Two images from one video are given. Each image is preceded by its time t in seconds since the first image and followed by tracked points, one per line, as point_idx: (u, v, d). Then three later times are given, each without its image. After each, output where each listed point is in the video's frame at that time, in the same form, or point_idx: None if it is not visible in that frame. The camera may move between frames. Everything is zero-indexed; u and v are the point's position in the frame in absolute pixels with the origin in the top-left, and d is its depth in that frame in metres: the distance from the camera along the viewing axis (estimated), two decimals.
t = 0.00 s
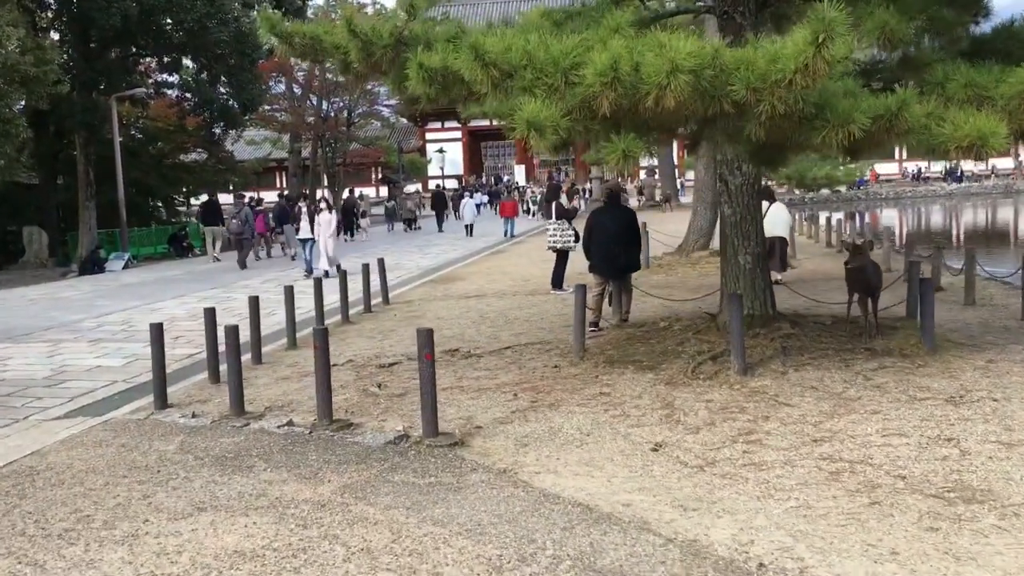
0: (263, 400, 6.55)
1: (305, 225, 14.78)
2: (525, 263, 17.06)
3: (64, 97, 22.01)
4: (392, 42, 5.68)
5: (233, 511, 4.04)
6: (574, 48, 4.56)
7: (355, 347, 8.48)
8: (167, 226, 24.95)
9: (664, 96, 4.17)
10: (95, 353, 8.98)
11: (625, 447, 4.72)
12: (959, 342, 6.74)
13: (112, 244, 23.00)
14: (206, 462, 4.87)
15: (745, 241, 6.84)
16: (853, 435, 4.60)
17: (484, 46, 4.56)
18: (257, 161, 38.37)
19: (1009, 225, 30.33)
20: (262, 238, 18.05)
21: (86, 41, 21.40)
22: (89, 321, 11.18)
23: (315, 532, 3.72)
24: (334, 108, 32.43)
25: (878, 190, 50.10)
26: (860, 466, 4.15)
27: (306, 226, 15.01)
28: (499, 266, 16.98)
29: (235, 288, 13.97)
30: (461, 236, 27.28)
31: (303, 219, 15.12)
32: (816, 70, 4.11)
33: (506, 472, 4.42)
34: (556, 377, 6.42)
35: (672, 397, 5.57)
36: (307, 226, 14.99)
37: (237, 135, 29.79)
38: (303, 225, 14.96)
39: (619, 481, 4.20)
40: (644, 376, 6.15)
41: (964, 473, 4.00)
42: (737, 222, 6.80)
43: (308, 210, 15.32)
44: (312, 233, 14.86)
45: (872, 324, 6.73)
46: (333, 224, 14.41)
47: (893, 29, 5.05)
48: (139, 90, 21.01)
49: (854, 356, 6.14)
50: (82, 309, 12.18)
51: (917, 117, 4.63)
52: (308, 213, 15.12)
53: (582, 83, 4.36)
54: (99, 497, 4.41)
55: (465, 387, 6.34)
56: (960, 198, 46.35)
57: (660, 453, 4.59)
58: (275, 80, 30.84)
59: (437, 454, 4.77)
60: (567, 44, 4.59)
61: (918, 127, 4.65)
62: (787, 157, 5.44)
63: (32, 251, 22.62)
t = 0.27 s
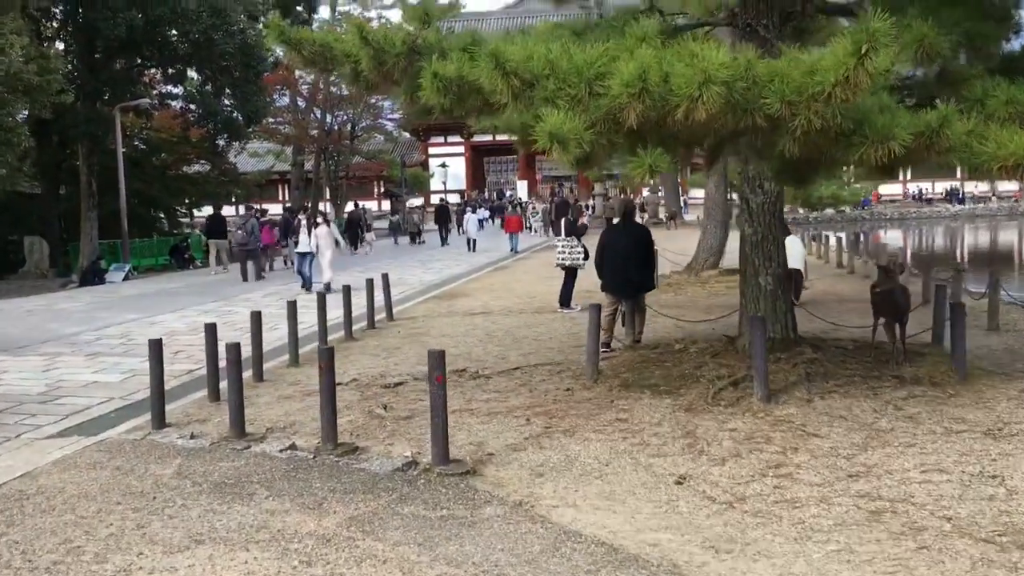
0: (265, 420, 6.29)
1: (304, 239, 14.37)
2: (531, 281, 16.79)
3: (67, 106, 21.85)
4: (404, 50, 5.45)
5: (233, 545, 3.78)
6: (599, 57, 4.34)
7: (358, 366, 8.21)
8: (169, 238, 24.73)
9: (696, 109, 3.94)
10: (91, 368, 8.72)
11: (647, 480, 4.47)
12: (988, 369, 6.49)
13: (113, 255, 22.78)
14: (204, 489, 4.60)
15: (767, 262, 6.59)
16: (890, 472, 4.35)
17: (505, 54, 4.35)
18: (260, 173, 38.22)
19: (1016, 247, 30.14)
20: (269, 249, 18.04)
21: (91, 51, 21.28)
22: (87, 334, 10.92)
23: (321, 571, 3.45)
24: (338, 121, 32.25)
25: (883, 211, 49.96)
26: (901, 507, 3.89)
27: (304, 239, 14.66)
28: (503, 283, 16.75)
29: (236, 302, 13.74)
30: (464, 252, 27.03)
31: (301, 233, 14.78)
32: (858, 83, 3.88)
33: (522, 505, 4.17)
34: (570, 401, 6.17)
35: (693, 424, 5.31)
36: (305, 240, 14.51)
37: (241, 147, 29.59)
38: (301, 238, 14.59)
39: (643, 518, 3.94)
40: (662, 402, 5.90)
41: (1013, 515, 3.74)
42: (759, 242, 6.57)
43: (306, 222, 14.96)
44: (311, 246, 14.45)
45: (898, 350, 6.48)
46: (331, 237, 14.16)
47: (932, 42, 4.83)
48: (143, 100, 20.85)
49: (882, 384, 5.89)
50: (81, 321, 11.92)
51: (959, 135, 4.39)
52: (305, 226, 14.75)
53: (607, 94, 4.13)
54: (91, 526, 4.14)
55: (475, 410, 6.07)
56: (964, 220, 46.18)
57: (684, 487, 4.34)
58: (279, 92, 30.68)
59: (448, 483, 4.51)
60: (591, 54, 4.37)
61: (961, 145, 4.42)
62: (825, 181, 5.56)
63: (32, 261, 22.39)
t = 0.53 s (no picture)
0: (273, 442, 6.06)
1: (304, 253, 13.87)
2: (540, 295, 16.52)
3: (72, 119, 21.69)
4: (422, 57, 5.28)
5: None
6: (629, 61, 4.12)
7: (370, 384, 7.96)
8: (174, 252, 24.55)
9: (736, 116, 3.70)
10: (94, 386, 8.48)
11: (681, 508, 4.22)
12: None
13: (118, 269, 22.58)
14: (213, 517, 4.36)
15: (795, 277, 6.35)
16: (940, 502, 4.10)
17: (532, 58, 4.12)
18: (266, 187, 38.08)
19: None
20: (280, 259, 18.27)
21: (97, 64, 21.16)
22: (91, 350, 10.68)
23: None
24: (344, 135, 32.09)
25: (889, 225, 49.75)
26: (957, 542, 3.65)
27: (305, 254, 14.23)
28: (512, 297, 16.51)
29: (242, 317, 13.51)
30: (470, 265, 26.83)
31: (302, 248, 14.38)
32: (910, 88, 3.65)
33: (550, 537, 3.92)
34: (592, 422, 5.92)
35: (724, 447, 5.07)
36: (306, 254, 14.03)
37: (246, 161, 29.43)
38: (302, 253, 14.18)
39: (680, 552, 3.69)
40: (689, 423, 5.65)
41: None
42: (787, 256, 6.33)
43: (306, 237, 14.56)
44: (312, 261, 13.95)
45: (933, 368, 6.23)
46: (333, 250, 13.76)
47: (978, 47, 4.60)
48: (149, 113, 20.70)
49: (918, 406, 5.64)
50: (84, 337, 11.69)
51: (1012, 144, 4.15)
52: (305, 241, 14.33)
53: (640, 100, 3.90)
54: (93, 558, 3.90)
55: (492, 431, 5.82)
56: (972, 234, 45.93)
57: (722, 517, 4.09)
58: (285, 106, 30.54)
59: (471, 512, 4.27)
60: (623, 58, 4.15)
61: (1012, 155, 4.19)
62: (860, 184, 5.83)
63: (37, 275, 22.19)
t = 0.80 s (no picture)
0: (289, 455, 5.83)
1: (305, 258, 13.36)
2: (552, 298, 16.27)
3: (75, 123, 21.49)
4: (441, 50, 5.04)
5: None
6: (666, 50, 3.92)
7: (385, 392, 7.73)
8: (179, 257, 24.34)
9: (785, 106, 3.46)
10: (101, 396, 8.25)
11: (725, 525, 3.97)
12: None
13: (123, 275, 22.39)
14: (229, 539, 4.13)
15: (828, 277, 6.11)
16: (1001, 518, 3.85)
17: (563, 47, 3.90)
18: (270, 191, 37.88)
19: None
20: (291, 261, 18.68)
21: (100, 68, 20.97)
22: (97, 359, 10.46)
23: None
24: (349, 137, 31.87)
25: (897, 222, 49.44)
26: None
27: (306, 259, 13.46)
28: (523, 300, 16.27)
29: (251, 322, 13.29)
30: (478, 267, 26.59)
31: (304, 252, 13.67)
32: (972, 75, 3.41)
33: (589, 559, 3.67)
34: (620, 431, 5.67)
35: (762, 457, 4.84)
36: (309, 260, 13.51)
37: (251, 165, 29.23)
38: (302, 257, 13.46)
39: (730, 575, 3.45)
40: (723, 431, 5.40)
41: None
42: (819, 256, 6.09)
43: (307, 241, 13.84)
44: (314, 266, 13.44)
45: (974, 371, 5.98)
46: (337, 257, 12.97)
47: None
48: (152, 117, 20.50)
49: (962, 411, 5.39)
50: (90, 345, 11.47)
51: None
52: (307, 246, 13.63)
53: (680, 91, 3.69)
54: None
55: (516, 442, 5.59)
56: (981, 230, 45.59)
57: (769, 534, 3.85)
58: (289, 109, 30.33)
59: (501, 531, 4.02)
60: (659, 47, 3.94)
61: None
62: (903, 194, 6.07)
63: (41, 281, 21.99)
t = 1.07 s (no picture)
0: (295, 456, 5.60)
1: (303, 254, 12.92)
2: (559, 290, 16.01)
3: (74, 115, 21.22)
4: (453, 31, 4.81)
5: None
6: (699, 25, 3.69)
7: (394, 389, 7.48)
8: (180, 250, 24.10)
9: (831, 83, 3.19)
10: (100, 394, 8.01)
11: (761, 531, 3.73)
12: None
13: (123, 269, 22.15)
14: (233, 548, 3.89)
15: (857, 267, 5.86)
16: None
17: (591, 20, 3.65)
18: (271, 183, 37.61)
19: None
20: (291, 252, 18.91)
21: (98, 59, 20.68)
22: (97, 355, 10.22)
23: None
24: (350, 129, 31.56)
25: (901, 211, 49.12)
26: None
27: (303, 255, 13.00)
28: (528, 293, 16.02)
29: (253, 316, 13.07)
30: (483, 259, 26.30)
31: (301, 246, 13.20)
32: None
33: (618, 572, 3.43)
34: (640, 430, 5.43)
35: (794, 456, 4.60)
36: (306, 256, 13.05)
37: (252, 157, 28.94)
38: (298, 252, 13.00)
39: None
40: (749, 429, 5.15)
41: None
42: (846, 245, 5.85)
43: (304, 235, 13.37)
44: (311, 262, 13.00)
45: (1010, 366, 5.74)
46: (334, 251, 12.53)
47: None
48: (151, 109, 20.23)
49: (1001, 408, 5.14)
50: (89, 342, 11.23)
51: None
52: (304, 239, 13.15)
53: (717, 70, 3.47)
54: None
55: (533, 441, 5.34)
56: (986, 219, 45.26)
57: (811, 542, 3.59)
58: (289, 101, 30.02)
59: (524, 540, 3.78)
60: (694, 22, 3.70)
61: None
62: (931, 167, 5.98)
63: (41, 275, 21.73)
